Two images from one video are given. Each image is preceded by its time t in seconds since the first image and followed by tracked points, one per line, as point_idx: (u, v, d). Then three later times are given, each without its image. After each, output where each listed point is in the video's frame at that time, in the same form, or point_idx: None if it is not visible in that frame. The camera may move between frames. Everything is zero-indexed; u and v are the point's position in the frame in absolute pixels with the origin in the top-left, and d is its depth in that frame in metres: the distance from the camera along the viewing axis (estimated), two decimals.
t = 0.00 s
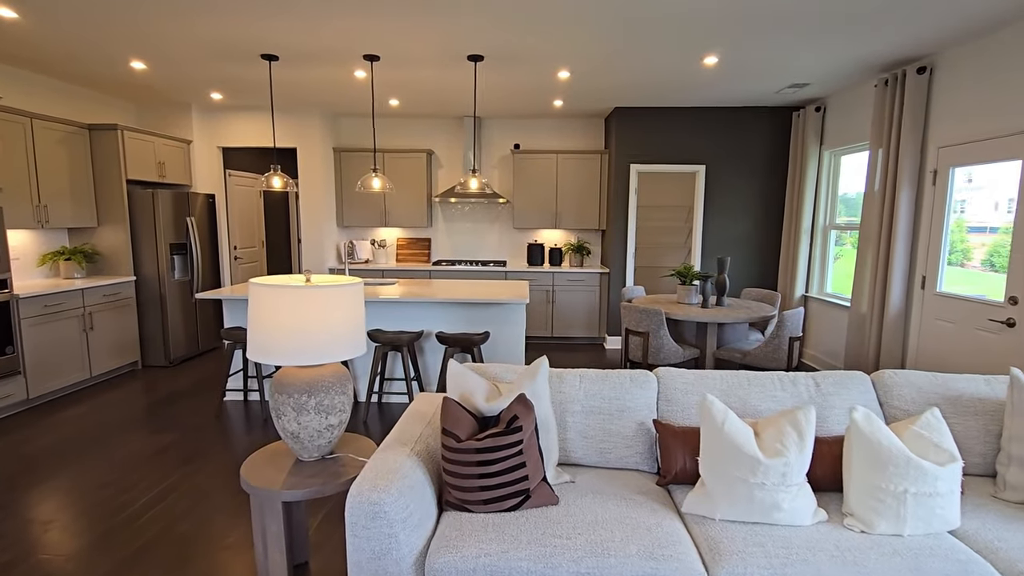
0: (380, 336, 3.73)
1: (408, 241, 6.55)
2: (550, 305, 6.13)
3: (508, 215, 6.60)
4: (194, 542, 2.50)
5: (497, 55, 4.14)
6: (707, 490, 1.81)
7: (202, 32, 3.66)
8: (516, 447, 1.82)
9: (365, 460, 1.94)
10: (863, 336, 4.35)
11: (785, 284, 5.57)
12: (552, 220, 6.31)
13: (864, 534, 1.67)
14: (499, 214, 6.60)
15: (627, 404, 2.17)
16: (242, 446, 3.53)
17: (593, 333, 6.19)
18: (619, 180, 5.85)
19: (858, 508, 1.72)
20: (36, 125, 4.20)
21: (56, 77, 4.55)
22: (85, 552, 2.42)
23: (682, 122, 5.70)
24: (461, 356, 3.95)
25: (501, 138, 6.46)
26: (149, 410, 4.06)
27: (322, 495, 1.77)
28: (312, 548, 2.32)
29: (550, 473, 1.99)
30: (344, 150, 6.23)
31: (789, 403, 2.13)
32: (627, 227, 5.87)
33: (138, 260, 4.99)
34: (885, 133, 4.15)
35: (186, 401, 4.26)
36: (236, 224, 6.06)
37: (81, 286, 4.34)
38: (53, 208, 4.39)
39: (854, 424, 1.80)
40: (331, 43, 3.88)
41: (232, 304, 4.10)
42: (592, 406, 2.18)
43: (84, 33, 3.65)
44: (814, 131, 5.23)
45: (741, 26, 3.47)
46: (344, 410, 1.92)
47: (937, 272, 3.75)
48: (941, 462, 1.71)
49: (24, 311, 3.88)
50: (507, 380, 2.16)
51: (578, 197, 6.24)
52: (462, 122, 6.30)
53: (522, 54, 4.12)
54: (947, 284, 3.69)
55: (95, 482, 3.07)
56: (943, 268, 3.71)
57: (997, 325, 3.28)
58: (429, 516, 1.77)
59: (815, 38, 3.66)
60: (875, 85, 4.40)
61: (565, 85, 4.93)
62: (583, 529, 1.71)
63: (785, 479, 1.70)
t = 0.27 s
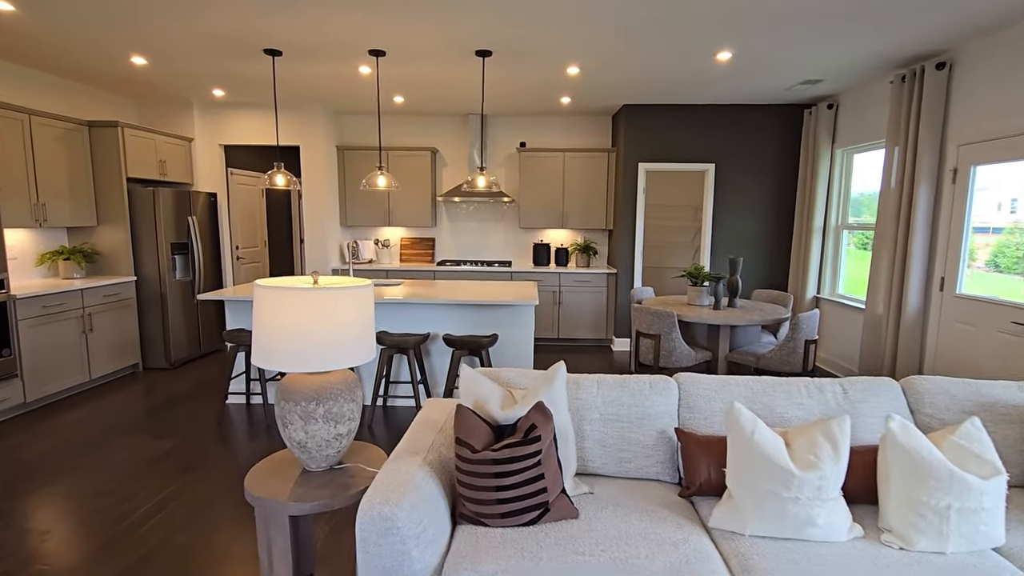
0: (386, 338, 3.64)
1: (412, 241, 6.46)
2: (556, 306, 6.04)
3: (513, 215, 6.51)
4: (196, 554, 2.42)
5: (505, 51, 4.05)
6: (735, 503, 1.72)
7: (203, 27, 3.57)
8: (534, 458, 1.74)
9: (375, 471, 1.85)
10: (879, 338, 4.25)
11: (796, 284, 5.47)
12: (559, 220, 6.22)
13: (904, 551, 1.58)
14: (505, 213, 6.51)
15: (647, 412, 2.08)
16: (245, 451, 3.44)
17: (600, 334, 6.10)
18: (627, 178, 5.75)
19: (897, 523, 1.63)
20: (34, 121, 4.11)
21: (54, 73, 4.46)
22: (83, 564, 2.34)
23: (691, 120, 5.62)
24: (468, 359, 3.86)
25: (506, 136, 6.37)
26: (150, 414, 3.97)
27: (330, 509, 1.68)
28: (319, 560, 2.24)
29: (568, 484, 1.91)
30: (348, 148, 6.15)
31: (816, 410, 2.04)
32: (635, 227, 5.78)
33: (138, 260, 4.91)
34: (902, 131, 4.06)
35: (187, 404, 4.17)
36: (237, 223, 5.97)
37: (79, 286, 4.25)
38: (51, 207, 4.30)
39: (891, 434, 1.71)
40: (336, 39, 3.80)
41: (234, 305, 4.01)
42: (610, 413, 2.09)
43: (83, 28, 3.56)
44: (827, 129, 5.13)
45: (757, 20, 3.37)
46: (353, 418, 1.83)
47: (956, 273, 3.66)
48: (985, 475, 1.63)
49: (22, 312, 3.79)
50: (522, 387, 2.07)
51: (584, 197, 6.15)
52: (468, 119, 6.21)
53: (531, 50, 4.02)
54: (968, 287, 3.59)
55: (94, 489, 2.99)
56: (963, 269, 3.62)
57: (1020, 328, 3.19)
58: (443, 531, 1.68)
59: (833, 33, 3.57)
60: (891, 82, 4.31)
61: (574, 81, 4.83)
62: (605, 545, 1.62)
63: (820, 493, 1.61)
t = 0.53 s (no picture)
0: (396, 344, 3.55)
1: (420, 243, 6.37)
2: (566, 310, 5.93)
3: (522, 216, 6.41)
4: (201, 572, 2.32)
5: (519, 49, 3.94)
6: (774, 527, 1.61)
7: (210, 24, 3.48)
8: (560, 479, 1.64)
9: (391, 491, 1.75)
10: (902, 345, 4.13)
11: (813, 288, 5.35)
12: (569, 221, 6.11)
13: None
14: (514, 214, 6.41)
15: (675, 427, 1.98)
16: (251, 460, 3.35)
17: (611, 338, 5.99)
18: (639, 179, 5.64)
19: (949, 551, 1.53)
20: (39, 121, 4.04)
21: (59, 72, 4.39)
22: None
23: (705, 120, 5.51)
24: (479, 365, 3.76)
25: (516, 136, 6.27)
26: (154, 420, 3.89)
27: (344, 532, 1.58)
28: None
29: (594, 505, 1.80)
30: (355, 148, 6.06)
31: (854, 427, 1.93)
32: (647, 229, 5.66)
33: (143, 262, 4.83)
34: (927, 131, 3.94)
35: (192, 410, 4.09)
36: (243, 224, 5.89)
37: (83, 289, 4.18)
38: (55, 208, 4.23)
39: (942, 455, 1.60)
40: (346, 37, 3.70)
41: (241, 309, 3.93)
42: (636, 428, 1.98)
43: (87, 25, 3.48)
44: (846, 129, 5.01)
45: (782, 16, 3.26)
46: (367, 434, 1.73)
47: (986, 278, 3.54)
48: None
49: (25, 315, 3.72)
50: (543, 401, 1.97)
51: (595, 198, 6.04)
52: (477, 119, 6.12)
53: (546, 48, 3.92)
54: (997, 292, 3.47)
55: (97, 500, 2.90)
56: (993, 274, 3.50)
57: None
58: (463, 556, 1.58)
59: (859, 30, 3.45)
60: (916, 80, 4.19)
61: (587, 80, 4.73)
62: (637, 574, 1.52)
63: (868, 519, 1.50)
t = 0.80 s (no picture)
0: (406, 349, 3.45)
1: (429, 244, 6.28)
2: (578, 312, 5.81)
3: (533, 217, 6.30)
4: None
5: (533, 46, 3.83)
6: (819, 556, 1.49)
7: (218, 21, 3.40)
8: (587, 502, 1.53)
9: (405, 511, 1.65)
10: (928, 351, 3.98)
11: (833, 291, 5.21)
12: (581, 222, 5.99)
13: None
14: (524, 215, 6.30)
15: (706, 444, 1.86)
16: (258, 469, 3.27)
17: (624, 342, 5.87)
18: (654, 180, 5.51)
19: None
20: (44, 120, 3.97)
21: (65, 71, 4.32)
22: None
23: (722, 119, 5.38)
24: (492, 371, 3.66)
25: (527, 136, 6.16)
26: (160, 426, 3.82)
27: (356, 558, 1.48)
28: None
29: (622, 527, 1.69)
30: (364, 148, 5.97)
31: (897, 444, 1.82)
32: (662, 230, 5.53)
33: (149, 263, 4.76)
34: (957, 130, 3.80)
35: (199, 415, 4.01)
36: (250, 224, 5.82)
37: (89, 291, 4.11)
38: (62, 209, 4.16)
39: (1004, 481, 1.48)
40: (356, 34, 3.61)
41: (248, 313, 3.84)
42: (664, 444, 1.87)
43: (93, 23, 3.41)
44: (868, 128, 4.86)
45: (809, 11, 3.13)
46: (381, 451, 1.63)
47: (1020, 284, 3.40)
48: None
49: (29, 318, 3.65)
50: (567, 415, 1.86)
51: (608, 199, 5.92)
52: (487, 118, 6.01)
53: (561, 45, 3.80)
54: None
55: (100, 510, 2.82)
56: None
57: None
58: None
59: (889, 25, 3.31)
60: (944, 77, 4.04)
61: (601, 78, 4.61)
62: None
63: (925, 551, 1.39)
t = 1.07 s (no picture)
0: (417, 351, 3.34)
1: (439, 243, 6.17)
2: (592, 314, 5.68)
3: (545, 216, 6.17)
4: None
5: (549, 39, 3.70)
6: None
7: (224, 14, 3.30)
8: (618, 525, 1.40)
9: (420, 531, 1.53)
10: (960, 356, 3.81)
11: (856, 293, 5.04)
12: (595, 222, 5.86)
13: None
14: (536, 214, 6.18)
15: (742, 459, 1.73)
16: (265, 474, 3.17)
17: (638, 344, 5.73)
18: (670, 178, 5.36)
19: None
20: (50, 117, 3.90)
21: (71, 66, 4.25)
22: None
23: (741, 115, 5.22)
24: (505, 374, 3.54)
25: (540, 133, 6.03)
26: (166, 428, 3.73)
27: None
28: None
29: (653, 549, 1.57)
30: (374, 146, 5.87)
31: (951, 462, 1.68)
32: (678, 230, 5.38)
33: (156, 262, 4.68)
34: (994, 125, 3.62)
35: (205, 417, 3.93)
36: (258, 223, 5.74)
37: (94, 291, 4.03)
38: (68, 207, 4.09)
39: None
40: (366, 27, 3.50)
41: (255, 313, 3.75)
42: (695, 459, 1.75)
43: (97, 16, 3.32)
44: (895, 124, 4.69)
45: None
46: (394, 465, 1.52)
47: None
48: None
49: (33, 318, 3.57)
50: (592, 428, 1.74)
51: (622, 197, 5.79)
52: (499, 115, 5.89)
53: (577, 38, 3.67)
54: None
55: (103, 517, 2.73)
56: None
57: None
58: None
59: (925, 15, 3.14)
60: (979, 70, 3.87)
61: (618, 73, 4.48)
62: None
63: None
